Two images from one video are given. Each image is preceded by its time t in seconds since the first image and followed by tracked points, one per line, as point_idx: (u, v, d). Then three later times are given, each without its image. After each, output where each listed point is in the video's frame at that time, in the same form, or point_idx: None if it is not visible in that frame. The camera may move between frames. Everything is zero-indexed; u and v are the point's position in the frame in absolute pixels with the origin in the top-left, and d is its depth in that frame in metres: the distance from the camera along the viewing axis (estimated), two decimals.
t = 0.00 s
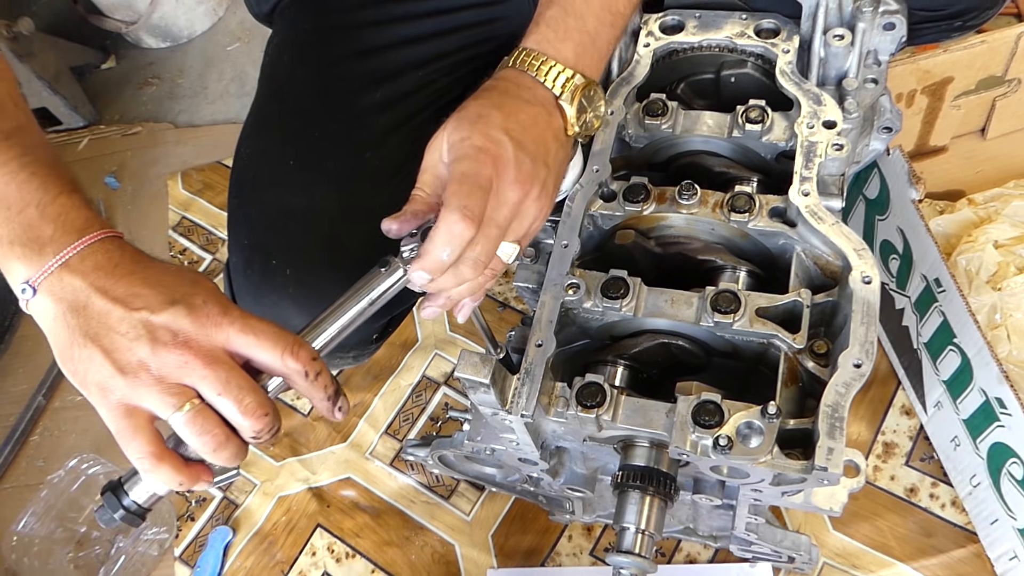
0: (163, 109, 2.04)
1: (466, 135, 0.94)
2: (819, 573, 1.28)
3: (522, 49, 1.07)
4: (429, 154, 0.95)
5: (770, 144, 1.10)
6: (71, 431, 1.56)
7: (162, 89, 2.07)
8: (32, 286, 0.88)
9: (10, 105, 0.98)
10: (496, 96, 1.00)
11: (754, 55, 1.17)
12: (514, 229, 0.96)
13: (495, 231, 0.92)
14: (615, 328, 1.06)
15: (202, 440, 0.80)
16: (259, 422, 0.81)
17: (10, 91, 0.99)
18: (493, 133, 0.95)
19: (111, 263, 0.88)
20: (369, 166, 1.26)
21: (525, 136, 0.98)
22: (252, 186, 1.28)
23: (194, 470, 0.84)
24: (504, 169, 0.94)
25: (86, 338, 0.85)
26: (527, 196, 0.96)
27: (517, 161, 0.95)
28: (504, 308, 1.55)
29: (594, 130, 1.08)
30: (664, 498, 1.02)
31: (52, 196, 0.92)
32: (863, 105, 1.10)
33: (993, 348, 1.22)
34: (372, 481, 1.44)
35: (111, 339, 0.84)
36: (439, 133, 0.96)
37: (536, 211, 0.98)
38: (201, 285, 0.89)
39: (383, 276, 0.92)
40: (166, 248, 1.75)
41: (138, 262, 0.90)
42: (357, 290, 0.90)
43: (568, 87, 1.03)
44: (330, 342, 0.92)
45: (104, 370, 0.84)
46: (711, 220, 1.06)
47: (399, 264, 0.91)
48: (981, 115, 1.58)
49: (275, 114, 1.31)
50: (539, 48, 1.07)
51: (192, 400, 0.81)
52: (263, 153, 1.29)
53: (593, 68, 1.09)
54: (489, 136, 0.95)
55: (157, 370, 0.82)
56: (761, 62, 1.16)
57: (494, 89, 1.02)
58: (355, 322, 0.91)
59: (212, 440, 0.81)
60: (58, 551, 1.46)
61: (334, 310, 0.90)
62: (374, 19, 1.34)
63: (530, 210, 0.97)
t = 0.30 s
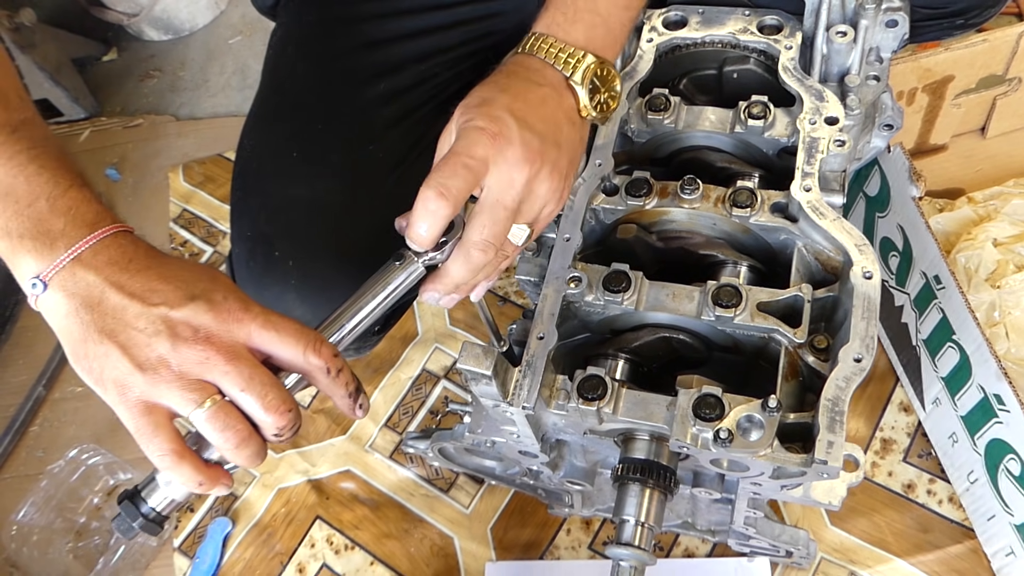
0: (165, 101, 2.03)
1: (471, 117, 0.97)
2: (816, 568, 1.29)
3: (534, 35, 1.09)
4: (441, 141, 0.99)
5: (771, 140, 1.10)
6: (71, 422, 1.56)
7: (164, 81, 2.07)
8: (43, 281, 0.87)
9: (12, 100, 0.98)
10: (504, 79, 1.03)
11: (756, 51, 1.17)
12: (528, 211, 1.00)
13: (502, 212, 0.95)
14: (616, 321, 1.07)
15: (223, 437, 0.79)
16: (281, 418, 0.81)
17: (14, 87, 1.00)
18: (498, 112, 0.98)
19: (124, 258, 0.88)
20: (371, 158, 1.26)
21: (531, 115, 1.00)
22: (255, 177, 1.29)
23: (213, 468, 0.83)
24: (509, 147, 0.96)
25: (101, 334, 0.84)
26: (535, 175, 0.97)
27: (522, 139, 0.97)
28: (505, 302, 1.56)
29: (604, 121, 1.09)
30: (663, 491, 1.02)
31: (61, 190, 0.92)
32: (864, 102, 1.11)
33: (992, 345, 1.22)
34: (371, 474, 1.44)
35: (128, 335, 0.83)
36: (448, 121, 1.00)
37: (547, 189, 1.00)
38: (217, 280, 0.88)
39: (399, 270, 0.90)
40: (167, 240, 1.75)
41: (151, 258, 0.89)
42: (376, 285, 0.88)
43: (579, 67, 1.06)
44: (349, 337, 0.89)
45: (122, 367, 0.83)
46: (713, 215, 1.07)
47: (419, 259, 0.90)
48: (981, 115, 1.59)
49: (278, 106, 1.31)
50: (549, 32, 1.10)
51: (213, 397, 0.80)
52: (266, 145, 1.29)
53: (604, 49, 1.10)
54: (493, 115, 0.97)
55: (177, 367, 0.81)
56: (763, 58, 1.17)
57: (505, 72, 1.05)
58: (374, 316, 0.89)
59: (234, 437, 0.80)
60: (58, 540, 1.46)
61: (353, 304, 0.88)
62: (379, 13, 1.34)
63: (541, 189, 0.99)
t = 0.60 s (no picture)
0: (163, 96, 2.03)
1: (497, 111, 0.92)
2: (813, 561, 1.29)
3: (555, 18, 1.03)
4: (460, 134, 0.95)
5: (769, 133, 1.11)
6: (69, 415, 1.56)
7: (162, 76, 2.07)
8: (48, 262, 0.86)
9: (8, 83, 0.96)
10: (528, 69, 0.97)
11: (754, 45, 1.17)
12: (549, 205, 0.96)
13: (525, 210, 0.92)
14: (614, 313, 1.07)
15: (237, 412, 0.80)
16: (293, 394, 0.80)
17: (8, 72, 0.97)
18: (525, 108, 0.93)
19: (129, 237, 0.87)
20: (372, 152, 1.27)
21: (558, 108, 0.95)
22: (256, 170, 1.30)
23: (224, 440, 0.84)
24: (534, 145, 0.92)
25: (110, 313, 0.83)
26: (559, 172, 0.94)
27: (548, 136, 0.93)
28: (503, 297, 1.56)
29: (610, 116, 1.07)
30: (661, 483, 1.02)
31: (61, 172, 0.90)
32: (862, 95, 1.11)
33: (989, 338, 1.23)
34: (369, 467, 1.45)
35: (137, 313, 0.82)
36: (468, 112, 0.95)
37: (569, 184, 0.96)
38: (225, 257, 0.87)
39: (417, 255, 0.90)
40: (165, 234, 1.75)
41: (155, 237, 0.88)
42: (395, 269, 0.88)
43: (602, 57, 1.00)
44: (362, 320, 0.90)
45: (132, 343, 0.82)
46: (711, 207, 1.07)
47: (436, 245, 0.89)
48: (978, 110, 1.59)
49: (279, 99, 1.31)
50: (571, 16, 1.03)
51: (226, 372, 0.80)
52: (267, 137, 1.30)
53: (624, 35, 1.05)
54: (520, 110, 0.92)
55: (188, 342, 0.81)
56: (761, 51, 1.17)
57: (528, 61, 0.99)
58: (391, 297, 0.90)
59: (247, 411, 0.80)
60: (56, 533, 1.46)
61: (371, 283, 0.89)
62: (380, 5, 1.32)
63: (563, 184, 0.96)
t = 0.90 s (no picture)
0: (161, 94, 2.03)
1: (450, 126, 0.97)
2: (811, 557, 1.30)
3: (506, 28, 1.08)
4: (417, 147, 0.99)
5: (766, 130, 1.11)
6: (68, 413, 1.56)
7: (160, 75, 2.07)
8: (74, 316, 0.84)
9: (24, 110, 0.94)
10: (479, 81, 1.02)
11: (751, 42, 1.17)
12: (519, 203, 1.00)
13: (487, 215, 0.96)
14: (612, 310, 1.07)
15: (270, 466, 0.79)
16: (324, 445, 0.80)
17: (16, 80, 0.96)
18: (476, 118, 0.98)
19: (156, 293, 0.85)
20: (371, 149, 1.27)
21: (511, 116, 1.00)
22: (254, 166, 1.28)
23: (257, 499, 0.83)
24: (488, 152, 0.96)
25: (137, 370, 0.82)
26: (516, 171, 0.97)
27: (501, 141, 0.97)
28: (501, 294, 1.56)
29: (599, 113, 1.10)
30: (658, 479, 1.03)
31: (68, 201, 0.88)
32: (859, 92, 1.11)
33: (985, 334, 1.23)
34: (368, 465, 1.45)
35: (165, 369, 0.82)
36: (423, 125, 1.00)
37: (529, 181, 0.99)
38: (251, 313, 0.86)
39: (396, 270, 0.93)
40: (163, 233, 1.75)
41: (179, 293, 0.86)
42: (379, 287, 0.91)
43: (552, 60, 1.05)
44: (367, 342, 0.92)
45: (163, 403, 0.81)
46: (708, 204, 1.07)
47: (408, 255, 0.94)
48: (975, 106, 1.59)
49: (277, 95, 1.30)
50: (521, 25, 1.08)
51: (257, 426, 0.79)
52: (265, 134, 1.29)
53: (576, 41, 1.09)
54: (472, 121, 0.97)
55: (218, 401, 0.80)
56: (758, 49, 1.17)
57: (480, 73, 1.04)
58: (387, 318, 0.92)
59: (281, 465, 0.79)
60: (55, 531, 1.46)
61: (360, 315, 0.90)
62: (377, 4, 1.33)
63: (523, 182, 0.99)
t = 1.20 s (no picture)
0: (157, 97, 2.03)
1: (482, 128, 0.93)
2: (808, 555, 1.30)
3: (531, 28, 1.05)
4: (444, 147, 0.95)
5: (759, 128, 1.11)
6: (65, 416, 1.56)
7: (155, 77, 2.07)
8: None
9: None
10: (507, 82, 0.99)
11: (744, 40, 1.17)
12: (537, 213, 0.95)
13: (507, 219, 0.90)
14: (606, 309, 1.07)
15: (148, 497, 0.81)
16: (196, 472, 0.80)
17: None
18: (507, 122, 0.94)
19: (60, 318, 0.85)
20: (369, 154, 1.27)
21: (540, 121, 0.96)
22: (253, 175, 1.28)
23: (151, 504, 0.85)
24: (518, 158, 0.91)
25: (27, 403, 0.83)
26: (544, 179, 0.93)
27: (531, 147, 0.93)
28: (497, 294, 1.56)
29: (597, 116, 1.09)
30: (653, 478, 1.03)
31: None
32: (851, 89, 1.11)
33: (980, 331, 1.23)
34: (364, 465, 1.45)
35: (50, 404, 0.82)
36: (451, 125, 0.96)
37: (555, 190, 0.95)
38: (155, 334, 0.85)
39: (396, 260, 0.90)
40: (159, 235, 1.75)
41: (92, 314, 0.86)
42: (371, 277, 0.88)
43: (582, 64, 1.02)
44: (332, 326, 0.90)
45: (50, 435, 0.81)
46: (701, 202, 1.07)
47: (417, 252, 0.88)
48: (970, 103, 1.60)
49: (274, 102, 1.30)
50: (550, 25, 1.05)
51: (135, 461, 0.79)
52: (264, 141, 1.29)
53: (602, 43, 1.07)
54: (503, 124, 0.93)
55: (98, 436, 0.79)
56: (750, 46, 1.17)
57: (509, 74, 1.01)
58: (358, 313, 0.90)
59: (157, 490, 0.81)
60: (53, 534, 1.46)
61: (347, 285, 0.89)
62: (373, 8, 1.34)
63: (549, 191, 0.95)
